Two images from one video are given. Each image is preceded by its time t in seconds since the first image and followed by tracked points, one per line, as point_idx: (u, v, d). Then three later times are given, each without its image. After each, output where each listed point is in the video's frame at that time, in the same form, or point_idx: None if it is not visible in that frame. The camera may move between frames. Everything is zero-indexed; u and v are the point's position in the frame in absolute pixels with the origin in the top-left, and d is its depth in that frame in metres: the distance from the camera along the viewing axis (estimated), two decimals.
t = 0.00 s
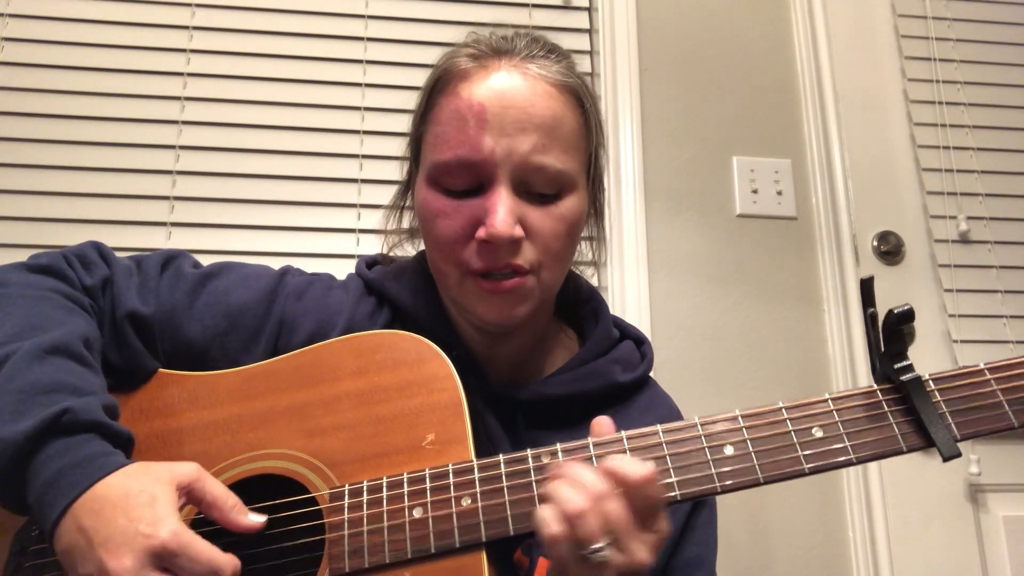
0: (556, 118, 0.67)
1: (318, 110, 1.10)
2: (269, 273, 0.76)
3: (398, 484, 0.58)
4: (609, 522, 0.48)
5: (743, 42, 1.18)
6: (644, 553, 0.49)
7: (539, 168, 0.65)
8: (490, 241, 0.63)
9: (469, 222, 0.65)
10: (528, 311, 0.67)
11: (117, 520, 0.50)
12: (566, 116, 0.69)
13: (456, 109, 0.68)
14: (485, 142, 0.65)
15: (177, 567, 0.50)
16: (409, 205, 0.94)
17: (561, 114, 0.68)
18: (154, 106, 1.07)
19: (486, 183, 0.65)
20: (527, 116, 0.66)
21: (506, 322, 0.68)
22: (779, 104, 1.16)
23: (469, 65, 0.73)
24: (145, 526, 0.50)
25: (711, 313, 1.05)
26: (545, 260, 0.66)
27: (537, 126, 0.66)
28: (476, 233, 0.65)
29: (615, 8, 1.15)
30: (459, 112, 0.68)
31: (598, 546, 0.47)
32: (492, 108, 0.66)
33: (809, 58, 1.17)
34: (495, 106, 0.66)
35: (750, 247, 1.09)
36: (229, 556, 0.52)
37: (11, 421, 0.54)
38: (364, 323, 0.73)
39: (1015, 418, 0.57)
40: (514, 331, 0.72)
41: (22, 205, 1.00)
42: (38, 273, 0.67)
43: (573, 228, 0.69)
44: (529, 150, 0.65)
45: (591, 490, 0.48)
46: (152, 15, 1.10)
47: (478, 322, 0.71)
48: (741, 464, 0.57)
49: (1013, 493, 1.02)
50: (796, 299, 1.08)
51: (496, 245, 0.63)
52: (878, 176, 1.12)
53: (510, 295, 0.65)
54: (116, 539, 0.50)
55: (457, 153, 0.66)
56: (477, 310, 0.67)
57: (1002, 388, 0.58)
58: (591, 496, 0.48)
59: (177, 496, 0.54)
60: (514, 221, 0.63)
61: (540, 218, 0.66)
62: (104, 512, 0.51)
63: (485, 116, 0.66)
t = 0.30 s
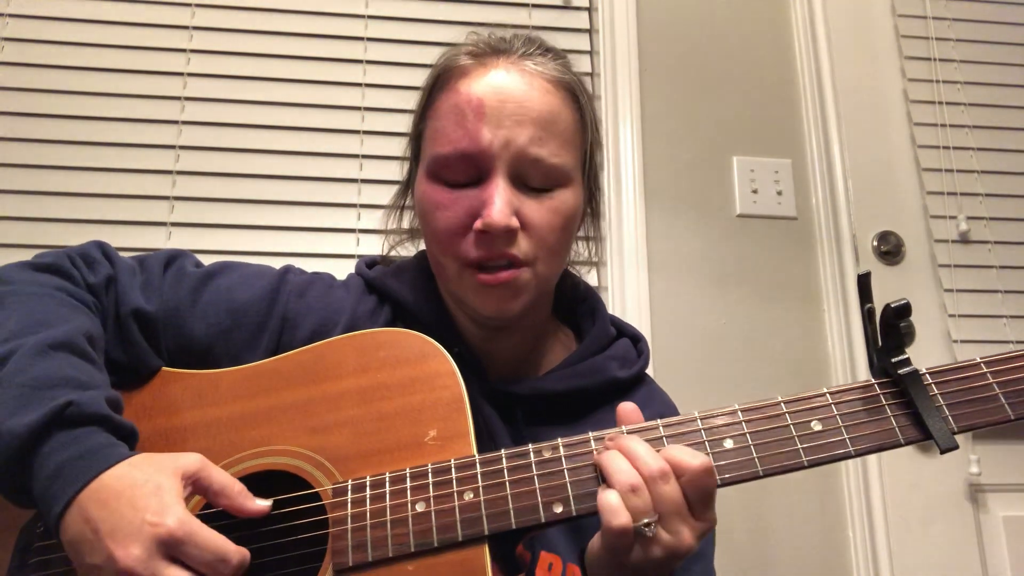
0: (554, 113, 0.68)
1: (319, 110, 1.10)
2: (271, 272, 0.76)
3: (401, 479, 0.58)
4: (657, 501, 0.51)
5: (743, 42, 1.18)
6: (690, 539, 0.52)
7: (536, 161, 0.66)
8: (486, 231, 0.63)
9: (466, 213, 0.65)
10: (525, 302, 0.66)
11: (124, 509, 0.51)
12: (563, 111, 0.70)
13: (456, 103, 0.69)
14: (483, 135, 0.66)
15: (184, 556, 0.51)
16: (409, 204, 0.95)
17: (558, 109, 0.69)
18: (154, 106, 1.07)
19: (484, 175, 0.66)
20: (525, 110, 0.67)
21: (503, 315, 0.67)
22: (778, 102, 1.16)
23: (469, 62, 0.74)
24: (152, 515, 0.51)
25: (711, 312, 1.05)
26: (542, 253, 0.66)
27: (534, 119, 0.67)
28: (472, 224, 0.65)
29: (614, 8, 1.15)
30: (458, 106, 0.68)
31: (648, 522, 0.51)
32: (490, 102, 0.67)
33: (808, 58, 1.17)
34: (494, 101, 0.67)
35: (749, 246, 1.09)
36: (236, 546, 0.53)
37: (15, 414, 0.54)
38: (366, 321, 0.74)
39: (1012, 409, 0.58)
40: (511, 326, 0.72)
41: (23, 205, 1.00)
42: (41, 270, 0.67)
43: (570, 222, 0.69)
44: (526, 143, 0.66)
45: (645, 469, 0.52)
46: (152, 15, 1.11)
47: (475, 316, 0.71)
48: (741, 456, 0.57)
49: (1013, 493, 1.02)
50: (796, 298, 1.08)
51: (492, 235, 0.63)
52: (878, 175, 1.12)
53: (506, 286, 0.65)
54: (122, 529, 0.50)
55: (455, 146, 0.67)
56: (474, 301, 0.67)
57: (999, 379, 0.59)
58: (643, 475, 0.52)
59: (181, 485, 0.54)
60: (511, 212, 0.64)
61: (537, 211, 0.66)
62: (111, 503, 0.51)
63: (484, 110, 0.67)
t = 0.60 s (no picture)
0: (554, 112, 0.68)
1: (319, 110, 1.10)
2: (274, 273, 0.76)
3: (402, 479, 0.58)
4: (647, 497, 0.51)
5: (743, 42, 1.18)
6: (682, 534, 0.52)
7: (535, 160, 0.66)
8: (483, 228, 0.63)
9: (465, 210, 0.65)
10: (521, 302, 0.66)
11: (115, 509, 0.51)
12: (565, 111, 0.70)
13: (457, 101, 0.69)
14: (483, 132, 0.66)
15: (177, 555, 0.51)
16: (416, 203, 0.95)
17: (559, 109, 0.69)
18: (154, 106, 1.07)
19: (483, 173, 0.66)
20: (526, 109, 0.67)
21: (499, 314, 0.67)
22: (778, 103, 1.16)
23: (472, 61, 0.74)
24: (144, 515, 0.51)
25: (711, 312, 1.05)
26: (539, 253, 0.66)
27: (535, 118, 0.67)
28: (470, 222, 0.65)
29: (614, 8, 1.16)
30: (460, 104, 0.69)
31: (636, 516, 0.50)
32: (492, 100, 0.67)
33: (808, 58, 1.18)
34: (495, 99, 0.67)
35: (749, 246, 1.09)
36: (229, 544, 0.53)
37: (13, 416, 0.54)
38: (369, 324, 0.74)
39: (1008, 413, 0.58)
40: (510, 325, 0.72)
41: (23, 205, 1.01)
42: (44, 273, 0.67)
43: (569, 222, 0.68)
44: (526, 142, 0.66)
45: (634, 466, 0.52)
46: (152, 15, 1.11)
47: (474, 315, 0.71)
48: (739, 458, 0.57)
49: (1013, 493, 1.02)
50: (797, 299, 1.08)
51: (489, 233, 0.63)
52: (878, 175, 1.12)
53: (502, 285, 0.64)
54: (115, 528, 0.50)
55: (456, 143, 0.67)
56: (470, 300, 0.67)
57: (995, 383, 0.59)
58: (632, 471, 0.52)
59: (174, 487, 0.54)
60: (508, 210, 0.64)
61: (535, 211, 0.66)
62: (104, 503, 0.51)
63: (485, 108, 0.67)
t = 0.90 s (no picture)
0: (561, 113, 0.68)
1: (319, 110, 1.10)
2: (280, 272, 0.76)
3: (407, 484, 0.58)
4: (652, 507, 0.51)
5: (744, 42, 1.18)
6: (689, 544, 0.51)
7: (540, 162, 0.66)
8: (486, 232, 0.63)
9: (468, 212, 0.65)
10: (524, 306, 0.66)
11: (110, 516, 0.50)
12: (571, 112, 0.69)
13: (462, 101, 0.69)
14: (488, 133, 0.66)
15: (168, 567, 0.50)
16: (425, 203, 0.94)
17: (565, 110, 0.69)
18: (154, 106, 1.07)
19: (487, 175, 0.66)
20: (531, 110, 0.67)
21: (502, 318, 0.67)
22: (779, 103, 1.16)
23: (479, 60, 0.74)
24: (138, 523, 0.50)
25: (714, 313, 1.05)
26: (543, 257, 0.66)
27: (540, 120, 0.66)
28: (474, 224, 0.65)
29: (615, 8, 1.15)
30: (465, 104, 0.68)
31: (642, 525, 0.50)
32: (497, 101, 0.67)
33: (808, 58, 1.17)
34: (499, 100, 0.67)
35: (751, 247, 1.09)
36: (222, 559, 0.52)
37: (11, 414, 0.54)
38: (374, 324, 0.73)
39: (1021, 429, 0.58)
40: (516, 329, 0.72)
41: (22, 205, 1.00)
42: (46, 269, 0.67)
43: (575, 226, 0.68)
44: (531, 143, 0.65)
45: (640, 475, 0.52)
46: (151, 15, 1.10)
47: (478, 318, 0.71)
48: (748, 469, 0.57)
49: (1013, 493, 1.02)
50: (797, 299, 1.08)
51: (491, 236, 0.63)
52: (878, 175, 1.12)
53: (505, 289, 0.64)
54: (109, 536, 0.50)
55: (460, 144, 0.67)
56: (473, 303, 0.67)
57: (1008, 400, 0.59)
58: (639, 480, 0.52)
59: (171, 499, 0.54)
60: (512, 213, 0.63)
61: (540, 214, 0.65)
62: (98, 509, 0.51)
63: (490, 109, 0.67)
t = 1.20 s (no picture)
0: (559, 112, 0.67)
1: (318, 110, 1.09)
2: (284, 269, 0.76)
3: (411, 490, 0.58)
4: (660, 519, 0.51)
5: (745, 42, 1.18)
6: (696, 557, 0.51)
7: (537, 162, 0.65)
8: (482, 234, 0.62)
9: (466, 214, 0.65)
10: (524, 308, 0.65)
11: (111, 520, 0.50)
12: (571, 111, 0.69)
13: (460, 101, 0.69)
14: (485, 134, 0.65)
15: (170, 570, 0.50)
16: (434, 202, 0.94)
17: (564, 108, 0.68)
18: (154, 106, 1.06)
19: (485, 176, 0.66)
20: (528, 109, 0.66)
21: (501, 320, 0.67)
22: (780, 104, 1.16)
23: (479, 59, 0.73)
24: (139, 530, 0.50)
25: (715, 314, 1.05)
26: (542, 259, 0.65)
27: (538, 119, 0.66)
28: (471, 226, 0.65)
29: (616, 8, 1.15)
30: (462, 104, 0.68)
31: (649, 540, 0.50)
32: (495, 101, 0.67)
33: (809, 58, 1.17)
34: (497, 100, 0.67)
35: (753, 247, 1.09)
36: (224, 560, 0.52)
37: (12, 415, 0.54)
38: (379, 324, 0.73)
39: None
40: (517, 331, 0.72)
41: (20, 205, 0.99)
42: (49, 264, 0.66)
43: (576, 226, 0.67)
44: (528, 144, 0.65)
45: (647, 487, 0.52)
46: (151, 14, 1.10)
47: (479, 320, 0.70)
48: (758, 482, 0.57)
49: (1013, 493, 1.02)
50: (797, 299, 1.08)
51: (488, 238, 0.62)
52: (878, 175, 1.12)
53: (503, 291, 0.64)
54: (110, 542, 0.50)
55: (458, 144, 0.67)
56: (472, 305, 0.66)
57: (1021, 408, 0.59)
58: (646, 492, 0.52)
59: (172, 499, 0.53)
60: (509, 214, 0.63)
61: (538, 215, 0.65)
62: (99, 515, 0.50)
63: (486, 108, 0.66)
